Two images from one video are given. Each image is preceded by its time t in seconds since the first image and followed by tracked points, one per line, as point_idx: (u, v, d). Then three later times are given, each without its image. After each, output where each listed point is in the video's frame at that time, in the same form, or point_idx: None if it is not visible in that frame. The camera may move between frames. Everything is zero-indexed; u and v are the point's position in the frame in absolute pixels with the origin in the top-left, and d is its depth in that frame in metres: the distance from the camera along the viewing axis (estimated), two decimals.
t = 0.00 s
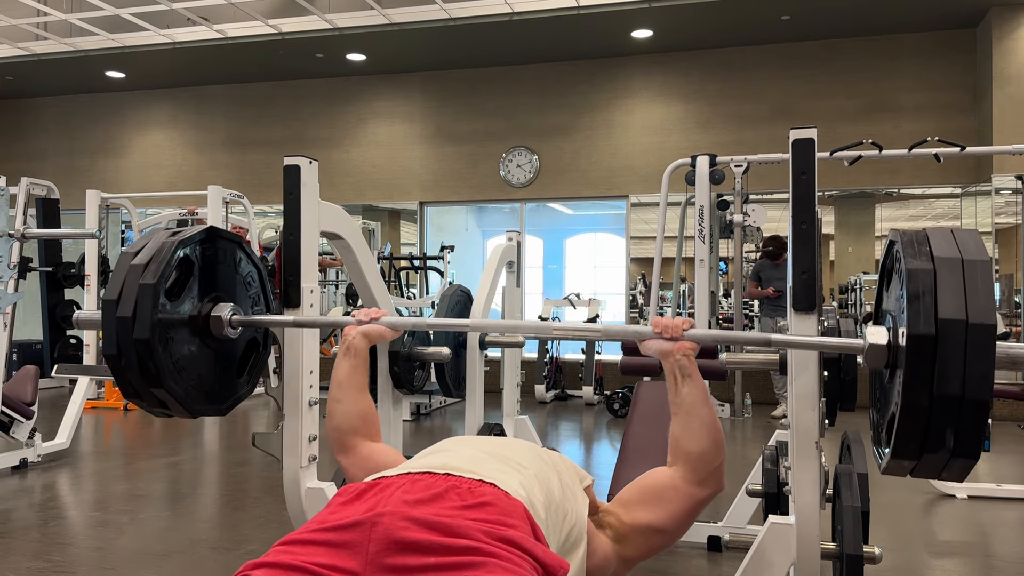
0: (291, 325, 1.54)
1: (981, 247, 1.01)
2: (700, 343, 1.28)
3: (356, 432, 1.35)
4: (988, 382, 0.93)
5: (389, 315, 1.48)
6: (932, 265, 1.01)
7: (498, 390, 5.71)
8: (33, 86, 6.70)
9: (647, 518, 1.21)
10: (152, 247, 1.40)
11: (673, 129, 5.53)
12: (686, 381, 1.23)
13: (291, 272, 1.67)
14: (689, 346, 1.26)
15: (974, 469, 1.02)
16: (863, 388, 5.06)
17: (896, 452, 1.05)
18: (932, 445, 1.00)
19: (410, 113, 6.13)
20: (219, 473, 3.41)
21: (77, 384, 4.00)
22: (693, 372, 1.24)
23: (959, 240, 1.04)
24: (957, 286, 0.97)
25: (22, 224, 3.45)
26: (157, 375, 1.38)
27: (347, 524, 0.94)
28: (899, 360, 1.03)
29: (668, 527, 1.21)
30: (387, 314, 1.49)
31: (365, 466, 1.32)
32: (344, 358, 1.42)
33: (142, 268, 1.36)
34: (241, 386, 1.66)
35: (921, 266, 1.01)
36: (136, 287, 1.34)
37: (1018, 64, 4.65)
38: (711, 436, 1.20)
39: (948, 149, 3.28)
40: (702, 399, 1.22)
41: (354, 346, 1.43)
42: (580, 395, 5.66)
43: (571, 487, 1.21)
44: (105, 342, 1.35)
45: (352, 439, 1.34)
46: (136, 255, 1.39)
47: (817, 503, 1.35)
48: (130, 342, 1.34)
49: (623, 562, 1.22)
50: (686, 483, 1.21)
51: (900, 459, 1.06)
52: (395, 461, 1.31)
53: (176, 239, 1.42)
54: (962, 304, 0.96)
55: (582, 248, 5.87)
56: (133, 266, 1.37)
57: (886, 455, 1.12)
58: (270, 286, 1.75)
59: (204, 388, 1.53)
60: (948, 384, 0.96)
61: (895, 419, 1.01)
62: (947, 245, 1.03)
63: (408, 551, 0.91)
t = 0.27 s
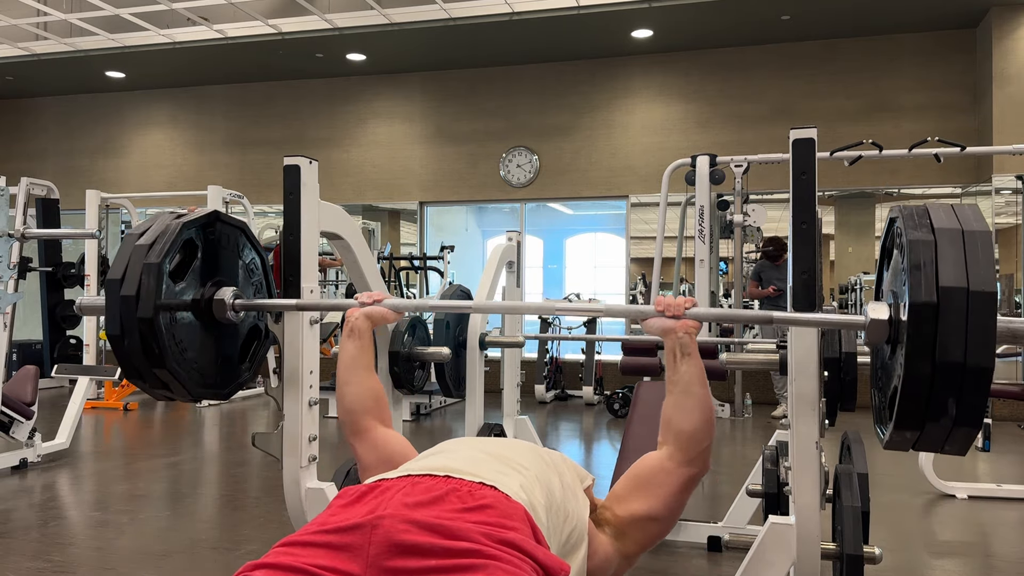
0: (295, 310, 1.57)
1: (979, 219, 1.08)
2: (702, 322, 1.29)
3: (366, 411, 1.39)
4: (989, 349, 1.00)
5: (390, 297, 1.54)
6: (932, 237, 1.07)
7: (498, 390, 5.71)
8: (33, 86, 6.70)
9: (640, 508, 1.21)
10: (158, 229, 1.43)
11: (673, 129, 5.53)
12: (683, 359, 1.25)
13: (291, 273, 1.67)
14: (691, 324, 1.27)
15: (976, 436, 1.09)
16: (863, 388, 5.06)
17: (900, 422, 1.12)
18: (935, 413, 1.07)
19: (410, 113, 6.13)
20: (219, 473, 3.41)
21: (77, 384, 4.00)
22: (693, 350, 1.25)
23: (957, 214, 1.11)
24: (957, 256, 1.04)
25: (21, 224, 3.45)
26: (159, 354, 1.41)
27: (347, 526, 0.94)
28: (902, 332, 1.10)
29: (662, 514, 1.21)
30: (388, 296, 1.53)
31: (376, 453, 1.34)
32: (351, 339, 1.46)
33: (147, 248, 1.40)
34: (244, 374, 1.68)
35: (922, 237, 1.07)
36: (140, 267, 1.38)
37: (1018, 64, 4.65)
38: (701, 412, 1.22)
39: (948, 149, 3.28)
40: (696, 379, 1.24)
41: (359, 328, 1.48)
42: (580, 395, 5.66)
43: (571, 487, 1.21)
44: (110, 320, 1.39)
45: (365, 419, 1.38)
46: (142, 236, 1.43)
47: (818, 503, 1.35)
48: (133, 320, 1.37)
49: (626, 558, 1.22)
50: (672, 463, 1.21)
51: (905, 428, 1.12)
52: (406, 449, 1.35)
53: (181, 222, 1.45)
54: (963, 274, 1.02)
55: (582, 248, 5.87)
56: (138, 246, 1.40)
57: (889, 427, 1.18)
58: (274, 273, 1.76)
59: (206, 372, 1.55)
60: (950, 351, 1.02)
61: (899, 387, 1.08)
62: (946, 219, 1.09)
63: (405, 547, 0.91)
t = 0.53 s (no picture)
0: (296, 292, 1.57)
1: (976, 187, 1.18)
2: (702, 296, 1.36)
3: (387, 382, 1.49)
4: (986, 310, 1.09)
5: (391, 277, 1.61)
6: (930, 203, 1.17)
7: (498, 390, 5.71)
8: (33, 86, 6.70)
9: (624, 492, 1.25)
10: (159, 210, 1.47)
11: (673, 129, 5.53)
12: (674, 336, 1.32)
13: (291, 272, 1.67)
14: (691, 299, 1.34)
15: (975, 399, 1.18)
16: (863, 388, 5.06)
17: (902, 387, 1.21)
18: (935, 375, 1.16)
19: (410, 113, 6.13)
20: (219, 473, 3.41)
21: (77, 383, 4.00)
22: (688, 325, 1.32)
23: (954, 183, 1.21)
24: (954, 221, 1.14)
25: (21, 224, 3.45)
26: (160, 333, 1.45)
27: (348, 527, 0.94)
28: (903, 296, 1.19)
29: (643, 493, 1.25)
30: (389, 276, 1.61)
31: (398, 436, 1.43)
32: (355, 320, 1.54)
33: (149, 228, 1.43)
34: (242, 356, 1.72)
35: (919, 205, 1.17)
36: (142, 246, 1.41)
37: (1018, 64, 4.65)
38: (674, 383, 1.29)
39: (948, 149, 3.27)
40: (670, 357, 1.31)
41: (361, 309, 1.55)
42: (580, 395, 5.67)
43: (572, 487, 1.21)
44: (111, 298, 1.42)
45: (388, 397, 1.47)
46: (143, 216, 1.46)
47: (817, 503, 1.35)
48: (135, 298, 1.41)
49: (624, 549, 1.25)
50: (645, 438, 1.27)
51: (905, 393, 1.22)
52: (426, 434, 1.43)
53: (183, 204, 1.48)
54: (961, 239, 1.12)
55: (582, 248, 5.87)
56: (140, 225, 1.43)
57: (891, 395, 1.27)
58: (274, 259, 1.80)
59: (204, 352, 1.59)
60: (950, 313, 1.11)
61: (901, 349, 1.17)
62: (944, 187, 1.19)
63: (404, 540, 0.92)
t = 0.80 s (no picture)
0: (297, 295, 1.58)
1: (973, 180, 1.19)
2: (701, 292, 1.36)
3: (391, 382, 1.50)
4: (985, 303, 1.11)
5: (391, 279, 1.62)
6: (928, 196, 1.19)
7: (498, 390, 5.71)
8: (33, 86, 6.70)
9: (619, 488, 1.26)
10: (160, 215, 1.47)
11: (673, 129, 5.53)
12: (671, 333, 1.33)
13: (291, 272, 1.67)
14: (691, 295, 1.34)
15: (975, 393, 1.19)
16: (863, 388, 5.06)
17: (902, 380, 1.21)
18: (935, 369, 1.17)
19: (410, 113, 6.13)
20: (219, 473, 3.41)
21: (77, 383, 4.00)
22: (687, 322, 1.33)
23: (951, 177, 1.22)
24: (953, 215, 1.15)
25: (21, 224, 3.45)
26: (163, 337, 1.45)
27: (346, 528, 0.94)
28: (903, 289, 1.20)
29: (638, 489, 1.26)
30: (388, 278, 1.62)
31: (402, 437, 1.43)
32: (357, 321, 1.56)
33: (150, 233, 1.43)
34: (244, 360, 1.72)
35: (918, 199, 1.19)
36: (144, 251, 1.41)
37: (1018, 64, 4.65)
38: (664, 377, 1.30)
39: (948, 149, 3.27)
40: (661, 352, 1.32)
41: (363, 309, 1.57)
42: (580, 395, 5.67)
43: (571, 486, 1.21)
44: (113, 303, 1.42)
45: (393, 397, 1.48)
46: (144, 222, 1.46)
47: (817, 503, 1.35)
48: (138, 303, 1.41)
49: (623, 547, 1.25)
50: (636, 432, 1.28)
51: (906, 387, 1.22)
52: (429, 435, 1.43)
53: (184, 208, 1.48)
54: (960, 232, 1.13)
55: (582, 248, 5.87)
56: (141, 231, 1.43)
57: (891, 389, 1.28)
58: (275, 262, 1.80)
59: (207, 356, 1.59)
60: (949, 305, 1.12)
61: (902, 342, 1.17)
62: (941, 181, 1.21)
63: (402, 541, 0.92)
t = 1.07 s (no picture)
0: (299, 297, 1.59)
1: (968, 180, 1.19)
2: (701, 294, 1.37)
3: (388, 382, 1.50)
4: (981, 302, 1.11)
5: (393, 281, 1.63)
6: (923, 196, 1.19)
7: (498, 390, 5.71)
8: (33, 86, 6.70)
9: (619, 489, 1.26)
10: (165, 217, 1.48)
11: (673, 129, 5.53)
12: (669, 333, 1.33)
13: (291, 273, 1.67)
14: (691, 297, 1.35)
15: (971, 391, 1.19)
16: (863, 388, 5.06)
17: (899, 379, 1.21)
18: (931, 368, 1.17)
19: (410, 113, 6.13)
20: (219, 473, 3.41)
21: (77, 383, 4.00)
22: (686, 322, 1.33)
23: (946, 177, 1.22)
24: (948, 214, 1.15)
25: (21, 224, 3.45)
26: (166, 339, 1.46)
27: (344, 530, 0.94)
28: (899, 289, 1.20)
29: (638, 490, 1.25)
30: (390, 280, 1.63)
31: (401, 437, 1.43)
32: (357, 322, 1.56)
33: (155, 235, 1.44)
34: (247, 362, 1.73)
35: (913, 198, 1.19)
36: (149, 253, 1.42)
37: (1018, 64, 4.65)
38: (665, 377, 1.30)
39: (948, 149, 3.27)
40: (662, 353, 1.32)
41: (364, 311, 1.57)
42: (581, 395, 5.67)
43: (570, 488, 1.21)
44: (117, 305, 1.43)
45: (390, 398, 1.48)
46: (149, 224, 1.47)
47: (817, 503, 1.35)
48: (142, 305, 1.41)
49: (622, 548, 1.25)
50: (635, 433, 1.28)
51: (903, 385, 1.22)
52: (428, 436, 1.43)
53: (189, 210, 1.49)
54: (955, 231, 1.13)
55: (582, 248, 5.87)
56: (146, 233, 1.44)
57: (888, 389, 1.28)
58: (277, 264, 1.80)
59: (210, 358, 1.60)
60: (944, 304, 1.12)
61: (899, 341, 1.18)
62: (936, 181, 1.21)
63: (401, 543, 0.92)
